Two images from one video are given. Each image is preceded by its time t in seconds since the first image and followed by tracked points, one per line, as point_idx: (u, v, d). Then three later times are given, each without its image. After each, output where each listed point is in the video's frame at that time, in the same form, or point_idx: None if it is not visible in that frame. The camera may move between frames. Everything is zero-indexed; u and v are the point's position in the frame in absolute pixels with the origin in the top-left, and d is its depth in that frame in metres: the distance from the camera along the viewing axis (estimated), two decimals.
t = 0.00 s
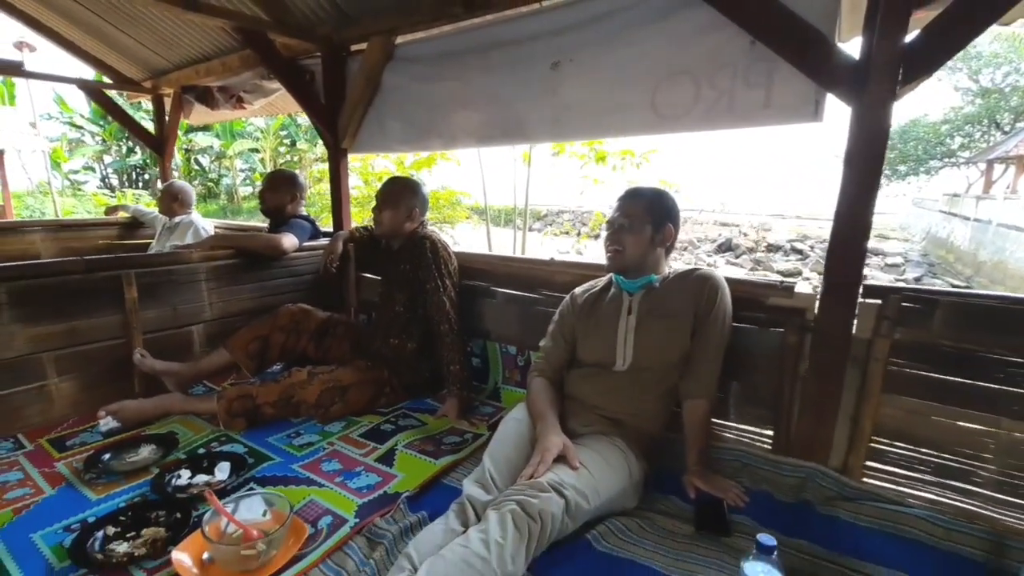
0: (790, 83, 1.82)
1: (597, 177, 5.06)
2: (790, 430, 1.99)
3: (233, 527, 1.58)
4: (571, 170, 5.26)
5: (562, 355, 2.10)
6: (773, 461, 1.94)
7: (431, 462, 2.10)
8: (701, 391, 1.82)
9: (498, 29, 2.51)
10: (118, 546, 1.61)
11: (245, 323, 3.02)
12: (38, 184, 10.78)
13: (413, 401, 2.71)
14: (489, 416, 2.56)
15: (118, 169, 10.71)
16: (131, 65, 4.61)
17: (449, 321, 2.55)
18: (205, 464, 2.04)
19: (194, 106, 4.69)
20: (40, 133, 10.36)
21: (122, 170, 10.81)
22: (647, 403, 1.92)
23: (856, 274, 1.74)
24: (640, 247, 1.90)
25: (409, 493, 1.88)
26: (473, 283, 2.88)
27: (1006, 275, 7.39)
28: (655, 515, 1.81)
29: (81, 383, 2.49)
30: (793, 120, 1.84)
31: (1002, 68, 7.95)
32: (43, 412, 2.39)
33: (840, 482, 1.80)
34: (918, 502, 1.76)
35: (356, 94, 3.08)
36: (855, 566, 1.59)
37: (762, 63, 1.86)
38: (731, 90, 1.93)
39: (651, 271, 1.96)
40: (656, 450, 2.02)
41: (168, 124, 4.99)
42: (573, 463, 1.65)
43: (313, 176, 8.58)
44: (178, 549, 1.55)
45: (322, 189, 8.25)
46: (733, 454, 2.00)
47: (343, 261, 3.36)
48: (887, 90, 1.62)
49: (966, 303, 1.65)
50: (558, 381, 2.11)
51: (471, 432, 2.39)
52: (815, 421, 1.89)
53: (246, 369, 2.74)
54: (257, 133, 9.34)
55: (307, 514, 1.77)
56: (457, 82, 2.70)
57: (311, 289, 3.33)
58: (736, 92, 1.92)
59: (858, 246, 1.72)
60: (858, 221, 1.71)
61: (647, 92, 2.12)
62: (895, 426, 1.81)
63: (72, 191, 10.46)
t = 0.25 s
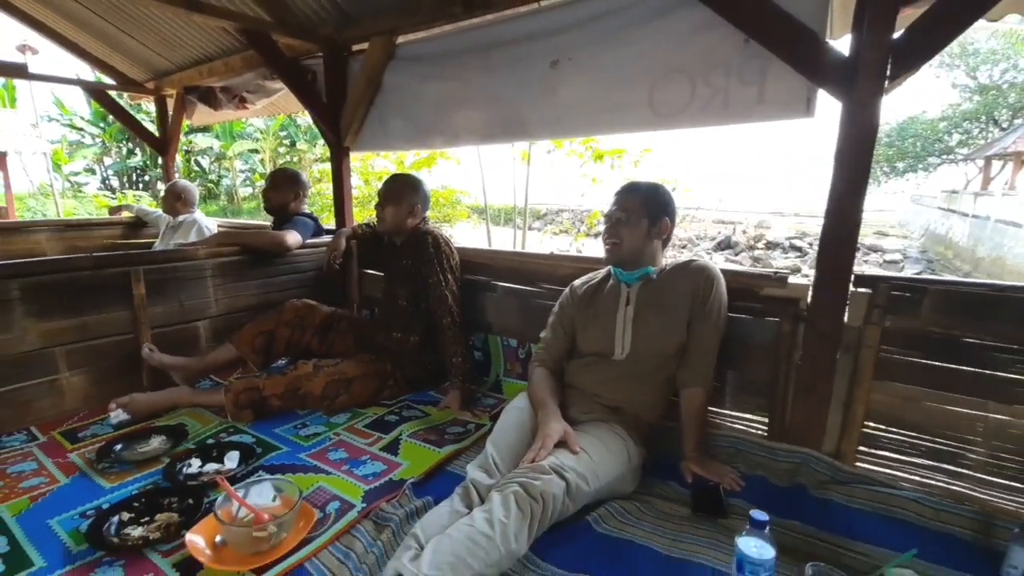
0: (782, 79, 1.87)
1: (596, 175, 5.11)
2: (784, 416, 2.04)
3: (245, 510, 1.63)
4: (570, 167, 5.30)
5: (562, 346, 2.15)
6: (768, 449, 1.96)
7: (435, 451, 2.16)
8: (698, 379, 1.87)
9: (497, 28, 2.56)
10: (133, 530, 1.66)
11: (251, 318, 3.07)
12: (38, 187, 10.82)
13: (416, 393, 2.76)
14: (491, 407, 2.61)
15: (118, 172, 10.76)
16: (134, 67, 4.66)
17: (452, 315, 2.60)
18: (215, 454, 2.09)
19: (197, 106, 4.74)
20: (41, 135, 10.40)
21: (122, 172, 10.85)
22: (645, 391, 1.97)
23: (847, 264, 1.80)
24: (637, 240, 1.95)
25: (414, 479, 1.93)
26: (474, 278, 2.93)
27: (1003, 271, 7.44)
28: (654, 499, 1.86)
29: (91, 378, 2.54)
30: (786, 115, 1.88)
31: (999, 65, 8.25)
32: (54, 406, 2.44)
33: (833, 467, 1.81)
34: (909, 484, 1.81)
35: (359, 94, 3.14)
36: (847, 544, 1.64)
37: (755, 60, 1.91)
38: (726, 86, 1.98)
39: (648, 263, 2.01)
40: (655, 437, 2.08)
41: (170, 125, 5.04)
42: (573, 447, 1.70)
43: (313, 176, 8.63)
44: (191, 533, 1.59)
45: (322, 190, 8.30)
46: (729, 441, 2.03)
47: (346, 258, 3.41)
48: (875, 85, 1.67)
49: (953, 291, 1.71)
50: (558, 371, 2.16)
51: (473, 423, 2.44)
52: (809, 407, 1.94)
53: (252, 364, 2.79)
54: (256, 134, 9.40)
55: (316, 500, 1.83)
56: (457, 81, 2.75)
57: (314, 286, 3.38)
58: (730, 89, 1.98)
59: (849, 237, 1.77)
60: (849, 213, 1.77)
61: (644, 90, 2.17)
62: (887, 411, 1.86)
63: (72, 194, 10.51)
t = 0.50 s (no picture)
0: (759, 69, 1.93)
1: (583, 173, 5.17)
2: (772, 396, 2.10)
3: (250, 504, 1.65)
4: (558, 165, 5.36)
5: (555, 335, 2.20)
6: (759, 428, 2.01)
7: (434, 442, 2.20)
8: (687, 362, 1.92)
9: (482, 27, 2.61)
10: (139, 528, 1.69)
11: (246, 321, 3.09)
12: (23, 200, 10.72)
13: (413, 389, 2.79)
14: (487, 399, 2.66)
15: (104, 183, 10.66)
16: (120, 75, 4.66)
17: (446, 310, 2.64)
18: (216, 452, 2.12)
19: (184, 113, 4.74)
20: (24, 149, 10.30)
21: (108, 183, 10.76)
22: (636, 376, 2.02)
23: (827, 246, 1.86)
24: (625, 229, 2.01)
25: (414, 470, 1.98)
26: (466, 274, 2.98)
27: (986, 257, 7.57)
28: (648, 480, 1.92)
29: (89, 383, 2.56)
30: (764, 103, 1.94)
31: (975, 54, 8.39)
32: (54, 412, 2.45)
33: (820, 443, 1.86)
34: (893, 457, 1.87)
35: (346, 95, 3.17)
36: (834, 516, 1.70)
37: (733, 52, 1.97)
38: (706, 78, 2.04)
39: (635, 251, 2.06)
40: (647, 421, 2.13)
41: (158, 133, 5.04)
42: (568, 431, 1.75)
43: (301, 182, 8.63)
44: (198, 527, 1.63)
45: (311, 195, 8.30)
46: (720, 423, 2.08)
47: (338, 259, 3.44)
48: (848, 72, 1.74)
49: (928, 268, 1.77)
50: (552, 360, 2.21)
51: (471, 415, 2.48)
52: (795, 385, 2.00)
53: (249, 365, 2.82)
54: (243, 141, 9.39)
55: (318, 492, 1.87)
56: (444, 80, 2.79)
57: (308, 287, 3.41)
58: (710, 81, 2.03)
59: (828, 220, 1.84)
60: (827, 196, 1.83)
61: (627, 83, 2.23)
62: (869, 387, 1.93)
63: (58, 206, 10.42)
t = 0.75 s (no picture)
0: (733, 67, 2.00)
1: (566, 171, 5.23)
2: (747, 382, 2.17)
3: (238, 491, 1.66)
4: (542, 163, 5.41)
5: (538, 325, 2.25)
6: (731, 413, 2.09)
7: (420, 432, 2.24)
8: (665, 350, 1.99)
9: (465, 24, 2.65)
10: (125, 517, 1.70)
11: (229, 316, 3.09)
12: None
13: (399, 381, 2.83)
14: (472, 390, 2.70)
15: (78, 181, 10.45)
16: (97, 70, 4.60)
17: (430, 303, 2.68)
18: (202, 444, 2.14)
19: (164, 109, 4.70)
20: None
21: (83, 181, 10.53)
22: (617, 364, 2.08)
23: (797, 237, 1.93)
24: (605, 220, 2.06)
25: (400, 458, 2.01)
26: (451, 267, 3.02)
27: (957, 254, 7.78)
28: (629, 463, 1.98)
29: (71, 378, 2.54)
30: (738, 100, 2.01)
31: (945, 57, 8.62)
32: (35, 407, 2.44)
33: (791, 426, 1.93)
34: (861, 437, 1.96)
35: (330, 91, 3.18)
36: (803, 493, 1.78)
37: (708, 50, 2.04)
38: (682, 75, 2.11)
39: (615, 243, 2.12)
40: (628, 408, 2.19)
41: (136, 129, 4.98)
42: (551, 416, 1.80)
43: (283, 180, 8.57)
44: (185, 514, 1.66)
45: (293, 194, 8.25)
46: (698, 409, 2.13)
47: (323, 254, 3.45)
48: (816, 69, 1.81)
49: (892, 257, 1.86)
50: (535, 349, 2.26)
51: (456, 406, 2.52)
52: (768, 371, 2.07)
53: (234, 359, 2.83)
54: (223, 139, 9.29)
55: (305, 480, 1.89)
56: (427, 75, 2.83)
57: (292, 282, 3.42)
58: (687, 77, 2.10)
59: (799, 211, 1.91)
60: (797, 189, 1.90)
61: (607, 80, 2.28)
62: (839, 372, 2.01)
63: (31, 205, 10.19)
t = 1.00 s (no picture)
0: (695, 63, 2.08)
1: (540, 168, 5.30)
2: (710, 368, 2.25)
3: (210, 481, 1.66)
4: (516, 161, 5.45)
5: (509, 315, 2.29)
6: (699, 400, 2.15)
7: (393, 421, 2.26)
8: (632, 337, 2.05)
9: (436, 18, 2.68)
10: (93, 511, 1.68)
11: (197, 311, 3.05)
12: None
13: (373, 374, 2.84)
14: (445, 382, 2.73)
15: (34, 178, 10.06)
16: (55, 61, 4.45)
17: (403, 295, 2.70)
18: (171, 438, 2.12)
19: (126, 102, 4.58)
20: None
21: (38, 178, 10.13)
22: (586, 351, 2.14)
23: (756, 227, 2.02)
24: (574, 211, 2.12)
25: (374, 447, 2.03)
26: (423, 261, 3.04)
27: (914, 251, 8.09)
28: (599, 447, 2.04)
29: (31, 376, 2.48)
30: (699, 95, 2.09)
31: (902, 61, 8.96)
32: None
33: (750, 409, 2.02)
34: (816, 418, 2.06)
35: (299, 84, 3.17)
36: (762, 471, 1.86)
37: (671, 47, 2.11)
38: (647, 71, 2.18)
39: (584, 233, 2.18)
40: (597, 395, 2.25)
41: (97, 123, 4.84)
42: (522, 402, 1.85)
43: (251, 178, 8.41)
44: (156, 505, 1.64)
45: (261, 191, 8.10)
46: (664, 396, 2.20)
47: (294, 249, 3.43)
48: (772, 66, 1.90)
49: (844, 246, 1.96)
50: (507, 339, 2.31)
51: (430, 397, 2.55)
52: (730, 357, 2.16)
53: (202, 354, 2.79)
54: (188, 135, 9.07)
55: (278, 471, 1.90)
56: (398, 69, 2.84)
57: (262, 276, 3.39)
58: (651, 73, 2.17)
59: (758, 202, 2.00)
60: (756, 181, 1.99)
61: (575, 75, 2.34)
62: (796, 356, 2.11)
63: None
